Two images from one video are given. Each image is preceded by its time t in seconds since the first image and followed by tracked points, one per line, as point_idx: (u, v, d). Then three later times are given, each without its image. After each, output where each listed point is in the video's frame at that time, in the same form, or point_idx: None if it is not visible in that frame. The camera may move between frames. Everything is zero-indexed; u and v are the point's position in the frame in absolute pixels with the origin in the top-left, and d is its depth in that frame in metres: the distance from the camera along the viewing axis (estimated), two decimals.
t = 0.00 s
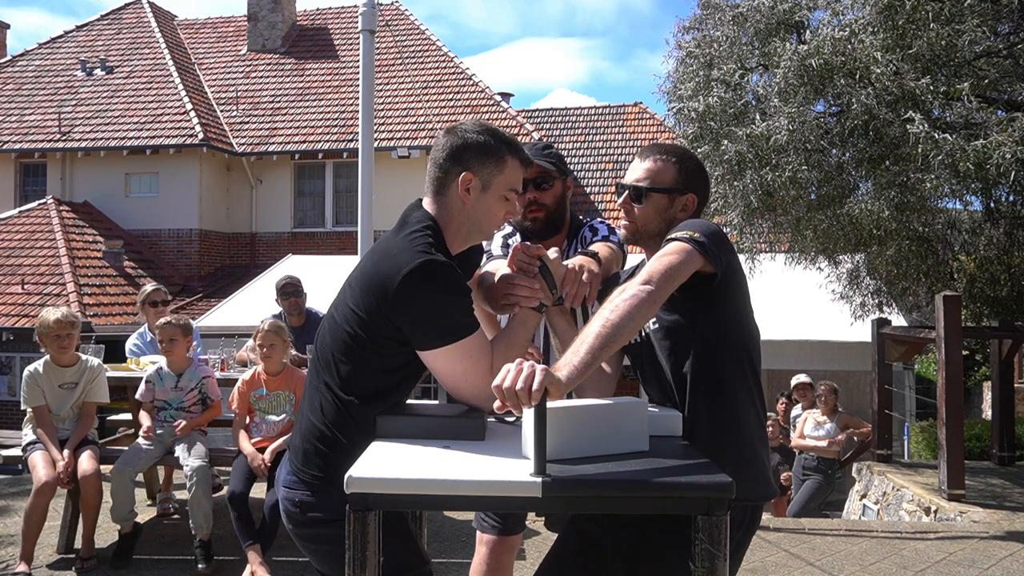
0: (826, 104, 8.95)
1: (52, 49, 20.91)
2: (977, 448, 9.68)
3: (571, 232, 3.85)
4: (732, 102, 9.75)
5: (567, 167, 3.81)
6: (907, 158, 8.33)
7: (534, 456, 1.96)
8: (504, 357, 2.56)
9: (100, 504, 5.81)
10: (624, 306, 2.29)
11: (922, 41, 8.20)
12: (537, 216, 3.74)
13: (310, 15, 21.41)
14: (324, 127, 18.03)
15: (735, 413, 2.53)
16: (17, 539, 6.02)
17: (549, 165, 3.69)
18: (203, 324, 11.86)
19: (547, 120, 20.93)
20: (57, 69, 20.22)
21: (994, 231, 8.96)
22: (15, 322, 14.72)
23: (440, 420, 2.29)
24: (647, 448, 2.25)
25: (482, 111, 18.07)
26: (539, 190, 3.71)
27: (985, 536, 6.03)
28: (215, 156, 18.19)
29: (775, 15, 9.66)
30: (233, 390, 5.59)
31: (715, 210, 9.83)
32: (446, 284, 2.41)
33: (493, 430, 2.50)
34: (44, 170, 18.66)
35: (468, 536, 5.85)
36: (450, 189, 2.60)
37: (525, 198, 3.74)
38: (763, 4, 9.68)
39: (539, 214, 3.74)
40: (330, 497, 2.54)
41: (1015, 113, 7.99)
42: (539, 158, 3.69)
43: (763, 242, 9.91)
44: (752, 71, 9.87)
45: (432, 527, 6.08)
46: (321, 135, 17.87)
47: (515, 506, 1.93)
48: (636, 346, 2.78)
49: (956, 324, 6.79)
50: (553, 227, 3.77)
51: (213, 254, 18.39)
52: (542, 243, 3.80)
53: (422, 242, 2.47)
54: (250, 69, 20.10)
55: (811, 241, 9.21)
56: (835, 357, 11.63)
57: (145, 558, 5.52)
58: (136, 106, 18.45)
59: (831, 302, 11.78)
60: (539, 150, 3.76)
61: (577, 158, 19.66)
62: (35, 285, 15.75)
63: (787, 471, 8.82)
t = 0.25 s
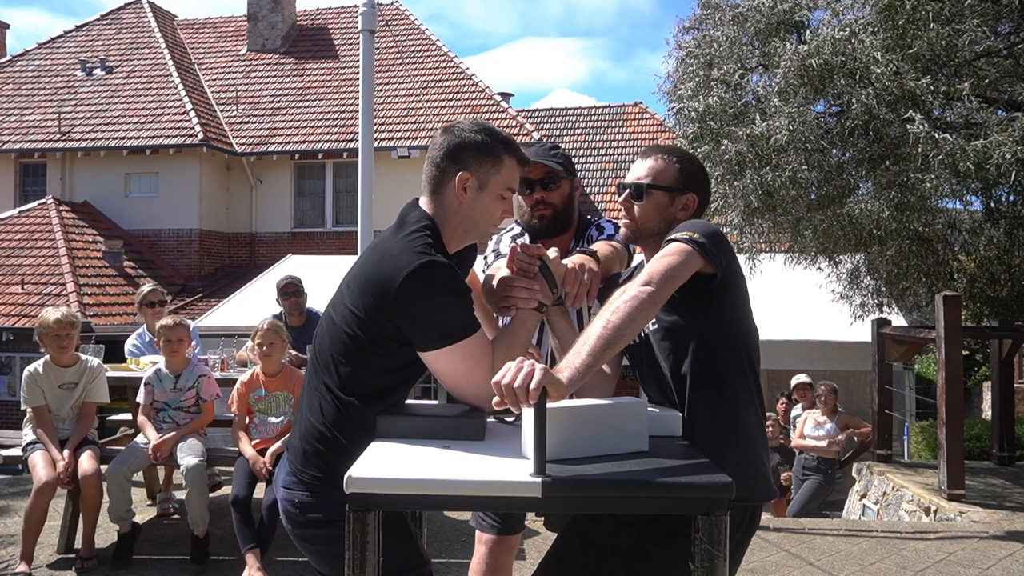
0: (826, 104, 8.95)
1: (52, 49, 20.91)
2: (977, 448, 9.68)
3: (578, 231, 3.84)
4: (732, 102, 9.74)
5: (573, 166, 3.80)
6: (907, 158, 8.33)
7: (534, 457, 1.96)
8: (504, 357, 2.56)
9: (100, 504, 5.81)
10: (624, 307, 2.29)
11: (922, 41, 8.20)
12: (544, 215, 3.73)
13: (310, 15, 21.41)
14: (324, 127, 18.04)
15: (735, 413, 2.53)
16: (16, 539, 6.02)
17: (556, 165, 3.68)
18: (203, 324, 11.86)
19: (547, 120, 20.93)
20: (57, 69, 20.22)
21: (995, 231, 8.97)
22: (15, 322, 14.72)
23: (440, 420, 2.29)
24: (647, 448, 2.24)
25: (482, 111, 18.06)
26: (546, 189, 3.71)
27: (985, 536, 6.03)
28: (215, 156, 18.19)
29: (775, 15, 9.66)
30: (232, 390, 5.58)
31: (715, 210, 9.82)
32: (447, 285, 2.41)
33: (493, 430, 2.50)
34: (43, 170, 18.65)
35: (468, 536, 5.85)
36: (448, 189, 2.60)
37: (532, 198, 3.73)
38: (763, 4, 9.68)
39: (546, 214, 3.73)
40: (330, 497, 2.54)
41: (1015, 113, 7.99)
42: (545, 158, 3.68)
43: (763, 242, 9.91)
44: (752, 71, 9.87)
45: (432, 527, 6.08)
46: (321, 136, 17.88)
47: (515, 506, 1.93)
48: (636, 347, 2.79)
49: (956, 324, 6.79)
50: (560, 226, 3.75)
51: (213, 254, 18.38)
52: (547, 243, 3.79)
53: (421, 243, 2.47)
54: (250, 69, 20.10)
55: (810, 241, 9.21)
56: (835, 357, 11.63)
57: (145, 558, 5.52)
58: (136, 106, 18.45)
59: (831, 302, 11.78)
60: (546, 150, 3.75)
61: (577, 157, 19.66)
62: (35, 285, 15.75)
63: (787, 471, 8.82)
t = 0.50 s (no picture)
0: (826, 104, 8.95)
1: (52, 49, 20.91)
2: (977, 448, 9.68)
3: (577, 230, 3.84)
4: (732, 102, 9.75)
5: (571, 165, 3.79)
6: (907, 158, 8.33)
7: (534, 457, 1.96)
8: (506, 357, 2.56)
9: (100, 504, 5.81)
10: (624, 306, 2.29)
11: (922, 41, 8.20)
12: (543, 214, 3.72)
13: (310, 15, 21.41)
14: (324, 127, 18.04)
15: (735, 411, 2.53)
16: (16, 539, 6.02)
17: (554, 164, 3.67)
18: (203, 324, 11.87)
19: (547, 120, 20.93)
20: (57, 69, 20.22)
21: (995, 231, 8.97)
22: (15, 322, 14.72)
23: (440, 420, 2.29)
24: (647, 448, 2.25)
25: (482, 111, 18.06)
26: (544, 189, 3.70)
27: (985, 536, 6.03)
28: (215, 156, 18.19)
29: (775, 15, 9.67)
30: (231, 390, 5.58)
31: (715, 210, 9.81)
32: (448, 287, 2.41)
33: (493, 430, 2.50)
34: (43, 170, 18.65)
35: (468, 537, 5.85)
36: (446, 190, 2.60)
37: (530, 198, 3.72)
38: (763, 4, 9.68)
39: (544, 213, 3.72)
40: (331, 497, 2.54)
41: (1015, 113, 7.99)
42: (544, 157, 3.67)
43: (763, 242, 9.90)
44: (752, 71, 9.87)
45: (432, 527, 6.08)
46: (321, 136, 17.88)
47: (515, 506, 1.93)
48: (635, 346, 2.79)
49: (956, 324, 6.79)
50: (559, 225, 3.74)
51: (213, 254, 18.38)
52: (547, 242, 3.78)
53: (421, 245, 2.46)
54: (250, 69, 20.10)
55: (811, 241, 9.21)
56: (834, 357, 11.64)
57: (145, 558, 5.52)
58: (136, 106, 18.45)
59: (831, 301, 11.79)
60: (544, 149, 3.74)
61: (577, 157, 19.65)
62: (35, 285, 15.75)
63: (787, 471, 8.82)
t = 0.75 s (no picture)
0: (826, 104, 8.95)
1: (52, 49, 20.91)
2: (977, 448, 9.69)
3: (574, 229, 3.85)
4: (732, 102, 9.74)
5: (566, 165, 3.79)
6: (907, 159, 8.33)
7: (534, 456, 1.96)
8: (507, 357, 2.55)
9: (100, 504, 5.81)
10: (624, 306, 2.29)
11: (922, 41, 8.19)
12: (541, 215, 3.73)
13: (310, 15, 21.41)
14: (324, 127, 18.04)
15: (734, 411, 2.53)
16: (16, 539, 6.02)
17: (550, 165, 3.69)
18: (203, 324, 11.86)
19: (547, 120, 20.93)
20: (57, 69, 20.22)
21: (994, 231, 8.98)
22: (15, 322, 14.71)
23: (439, 421, 2.30)
24: (647, 449, 2.24)
25: (482, 111, 18.06)
26: (541, 189, 3.71)
27: (985, 536, 6.03)
28: (215, 157, 18.19)
29: (775, 15, 9.67)
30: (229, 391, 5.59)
31: (715, 210, 9.80)
32: (448, 287, 2.41)
33: (493, 430, 2.50)
34: (43, 170, 18.65)
35: (468, 536, 5.85)
36: (440, 191, 2.61)
37: (527, 198, 3.73)
38: (763, 4, 9.69)
39: (542, 213, 3.73)
40: (331, 496, 2.54)
41: (1015, 113, 7.99)
42: (541, 158, 3.69)
43: (763, 242, 9.90)
44: (752, 71, 9.87)
45: (432, 527, 6.08)
46: (321, 135, 17.88)
47: (516, 506, 1.93)
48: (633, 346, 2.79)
49: (956, 324, 6.79)
50: (556, 225, 3.75)
51: (213, 254, 18.38)
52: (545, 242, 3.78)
53: (421, 246, 2.46)
54: (250, 69, 20.10)
55: (811, 241, 9.20)
56: (834, 357, 11.64)
57: (146, 558, 5.52)
58: (136, 106, 18.45)
59: (830, 301, 11.79)
60: (539, 149, 3.75)
61: (577, 157, 19.65)
62: (35, 285, 15.74)
63: (787, 471, 8.82)
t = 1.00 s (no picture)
0: (826, 104, 8.94)
1: (52, 49, 20.90)
2: (977, 448, 9.69)
3: (568, 228, 3.84)
4: (732, 102, 9.73)
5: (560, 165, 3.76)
6: (907, 158, 8.32)
7: (535, 456, 1.96)
8: (507, 357, 2.55)
9: (100, 504, 5.80)
10: (624, 307, 2.28)
11: (922, 41, 8.19)
12: (533, 216, 3.73)
13: (310, 15, 21.40)
14: (324, 127, 18.04)
15: (734, 412, 2.53)
16: (16, 540, 6.01)
17: (542, 165, 3.65)
18: (203, 324, 11.86)
19: (547, 120, 20.93)
20: (57, 69, 20.21)
21: (995, 231, 8.98)
22: (15, 322, 14.71)
23: (439, 421, 2.29)
24: (647, 448, 2.24)
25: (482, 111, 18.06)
26: (533, 190, 3.68)
27: (985, 536, 6.02)
28: (215, 157, 18.19)
29: (775, 15, 9.67)
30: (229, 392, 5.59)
31: (716, 210, 9.80)
32: (448, 288, 2.41)
33: (493, 430, 2.50)
34: (43, 170, 18.64)
35: (468, 537, 5.84)
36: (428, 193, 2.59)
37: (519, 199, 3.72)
38: (763, 4, 9.69)
39: (534, 215, 3.73)
40: (331, 496, 2.54)
41: (1015, 113, 7.98)
42: (533, 159, 3.66)
43: (763, 242, 9.90)
44: (752, 71, 9.86)
45: (432, 527, 6.08)
46: (321, 135, 17.87)
47: (516, 506, 1.93)
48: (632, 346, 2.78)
49: (956, 324, 6.79)
50: (549, 225, 3.76)
51: (213, 254, 18.38)
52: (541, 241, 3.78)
53: (421, 247, 2.45)
54: (250, 69, 20.09)
55: (811, 241, 9.20)
56: (834, 358, 11.65)
57: (146, 558, 5.51)
58: (136, 106, 18.44)
59: (830, 302, 11.78)
60: (531, 150, 3.72)
61: (577, 158, 19.65)
62: (34, 285, 15.74)
63: (787, 471, 8.81)
